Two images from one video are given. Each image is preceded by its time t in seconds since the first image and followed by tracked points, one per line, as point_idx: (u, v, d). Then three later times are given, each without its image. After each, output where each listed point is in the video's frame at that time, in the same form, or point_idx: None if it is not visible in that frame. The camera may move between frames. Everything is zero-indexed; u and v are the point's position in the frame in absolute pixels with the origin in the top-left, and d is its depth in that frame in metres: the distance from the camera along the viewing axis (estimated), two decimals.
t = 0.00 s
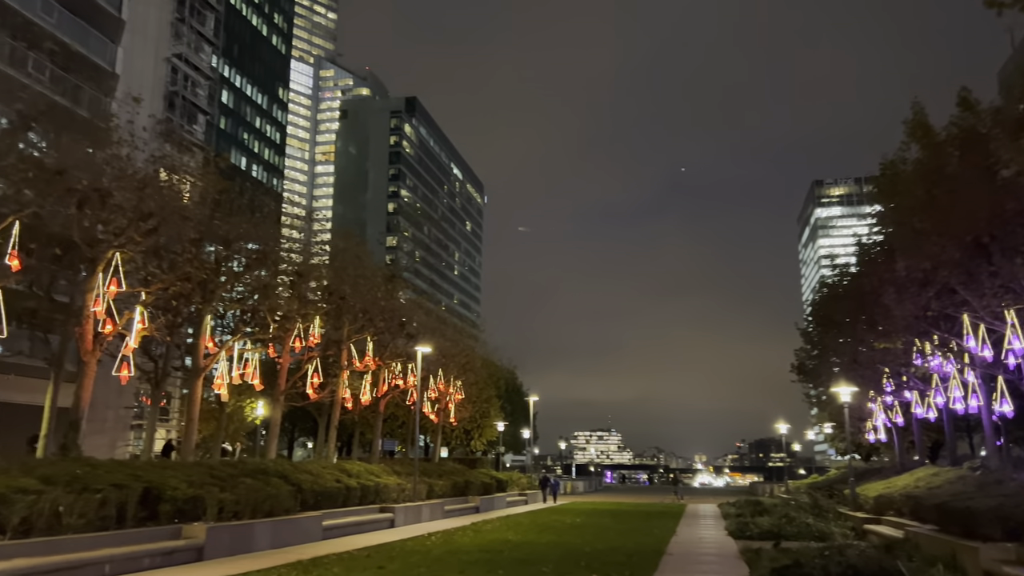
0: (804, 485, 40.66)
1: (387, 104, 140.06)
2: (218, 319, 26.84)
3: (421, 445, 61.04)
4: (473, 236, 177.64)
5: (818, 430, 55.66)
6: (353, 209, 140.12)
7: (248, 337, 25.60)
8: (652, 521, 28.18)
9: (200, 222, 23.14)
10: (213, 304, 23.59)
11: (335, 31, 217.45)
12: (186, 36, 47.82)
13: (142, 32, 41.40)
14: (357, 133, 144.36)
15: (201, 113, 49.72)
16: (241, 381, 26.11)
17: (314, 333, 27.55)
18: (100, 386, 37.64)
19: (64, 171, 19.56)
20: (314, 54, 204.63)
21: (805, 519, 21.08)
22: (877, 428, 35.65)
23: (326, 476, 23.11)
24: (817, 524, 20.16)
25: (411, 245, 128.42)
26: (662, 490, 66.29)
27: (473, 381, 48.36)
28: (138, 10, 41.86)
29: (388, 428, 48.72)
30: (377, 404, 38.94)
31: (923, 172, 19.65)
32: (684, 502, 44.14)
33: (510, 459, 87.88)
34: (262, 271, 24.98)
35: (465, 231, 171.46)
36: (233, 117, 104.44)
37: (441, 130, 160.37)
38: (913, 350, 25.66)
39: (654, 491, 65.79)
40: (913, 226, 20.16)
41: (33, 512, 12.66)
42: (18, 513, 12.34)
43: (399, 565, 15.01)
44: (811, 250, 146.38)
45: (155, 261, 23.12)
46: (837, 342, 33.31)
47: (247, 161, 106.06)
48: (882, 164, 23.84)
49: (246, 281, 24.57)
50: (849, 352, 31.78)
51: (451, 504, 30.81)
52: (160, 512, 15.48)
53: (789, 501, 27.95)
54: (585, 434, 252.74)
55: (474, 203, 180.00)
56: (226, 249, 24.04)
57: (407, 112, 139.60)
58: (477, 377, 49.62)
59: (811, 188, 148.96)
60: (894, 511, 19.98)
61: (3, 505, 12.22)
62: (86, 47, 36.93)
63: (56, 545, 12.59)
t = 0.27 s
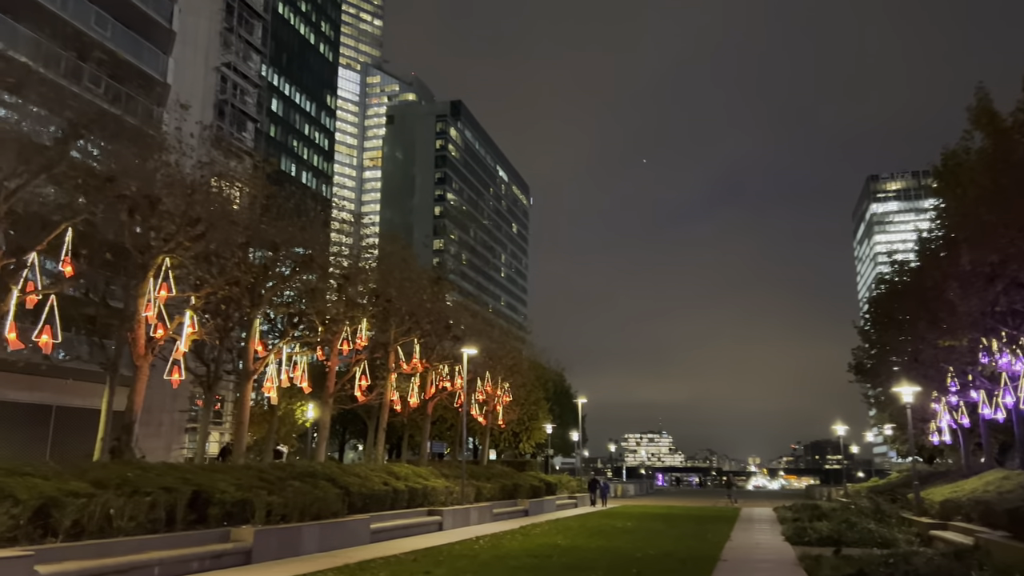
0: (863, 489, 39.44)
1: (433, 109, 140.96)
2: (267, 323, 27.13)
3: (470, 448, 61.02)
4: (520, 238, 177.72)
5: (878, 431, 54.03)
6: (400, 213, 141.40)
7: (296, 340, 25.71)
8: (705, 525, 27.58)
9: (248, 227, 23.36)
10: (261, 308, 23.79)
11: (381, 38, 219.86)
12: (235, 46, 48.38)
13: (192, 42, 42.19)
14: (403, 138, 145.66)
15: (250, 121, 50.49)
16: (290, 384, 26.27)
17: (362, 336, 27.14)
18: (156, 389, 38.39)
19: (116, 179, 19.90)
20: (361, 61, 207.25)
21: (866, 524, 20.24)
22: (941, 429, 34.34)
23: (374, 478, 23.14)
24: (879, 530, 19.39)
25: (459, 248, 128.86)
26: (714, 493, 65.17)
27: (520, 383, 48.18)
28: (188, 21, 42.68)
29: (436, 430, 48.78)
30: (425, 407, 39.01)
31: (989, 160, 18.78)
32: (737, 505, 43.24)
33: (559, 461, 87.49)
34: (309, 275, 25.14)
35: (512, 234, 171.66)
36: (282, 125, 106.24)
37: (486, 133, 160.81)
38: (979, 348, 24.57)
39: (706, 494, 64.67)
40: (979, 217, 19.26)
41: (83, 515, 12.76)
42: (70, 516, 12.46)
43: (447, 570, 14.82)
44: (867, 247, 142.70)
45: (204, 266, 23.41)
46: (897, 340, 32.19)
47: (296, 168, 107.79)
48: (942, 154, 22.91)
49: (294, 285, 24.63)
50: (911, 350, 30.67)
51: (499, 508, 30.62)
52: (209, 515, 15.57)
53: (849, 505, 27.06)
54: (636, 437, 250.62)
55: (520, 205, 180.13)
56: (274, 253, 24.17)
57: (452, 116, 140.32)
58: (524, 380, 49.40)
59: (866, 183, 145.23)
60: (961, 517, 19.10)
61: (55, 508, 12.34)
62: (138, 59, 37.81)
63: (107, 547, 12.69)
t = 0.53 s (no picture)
0: (918, 492, 38.19)
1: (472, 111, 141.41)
2: (307, 324, 27.27)
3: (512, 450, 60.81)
4: (560, 239, 177.25)
5: (932, 431, 52.38)
6: (441, 216, 142.05)
7: (336, 341, 25.77)
8: (752, 528, 26.94)
9: (287, 229, 23.47)
10: (301, 309, 23.92)
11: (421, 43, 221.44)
12: (275, 52, 48.59)
13: (233, 49, 42.80)
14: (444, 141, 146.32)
15: (291, 126, 51.04)
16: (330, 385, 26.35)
17: (401, 337, 27.24)
18: (202, 392, 38.97)
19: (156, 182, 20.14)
20: (401, 66, 208.86)
21: (921, 528, 19.44)
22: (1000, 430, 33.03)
23: (414, 479, 23.06)
24: (936, 534, 18.60)
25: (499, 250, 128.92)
26: (761, 496, 63.94)
27: (561, 384, 47.84)
28: (230, 28, 43.31)
29: (477, 432, 48.68)
30: (466, 408, 38.89)
31: None
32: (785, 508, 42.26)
33: (602, 463, 86.80)
34: (348, 276, 25.22)
35: (552, 235, 171.33)
36: (324, 130, 107.45)
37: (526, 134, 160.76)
38: None
39: (753, 496, 63.49)
40: None
41: (124, 515, 12.82)
42: (110, 516, 12.52)
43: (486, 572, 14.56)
44: (918, 243, 138.98)
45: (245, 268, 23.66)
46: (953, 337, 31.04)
47: (338, 173, 108.92)
48: (998, 141, 21.97)
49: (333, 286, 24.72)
50: (968, 347, 29.51)
51: (540, 509, 30.32)
52: (248, 515, 15.60)
53: (903, 508, 26.13)
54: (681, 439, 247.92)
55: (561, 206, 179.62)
56: (312, 255, 24.26)
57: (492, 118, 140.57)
58: (566, 380, 49.05)
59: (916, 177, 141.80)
60: None
61: (95, 507, 12.40)
62: (182, 66, 38.49)
63: (146, 547, 12.71)
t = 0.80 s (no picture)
0: (975, 497, 36.81)
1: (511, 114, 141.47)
2: (346, 328, 27.33)
3: (554, 453, 60.40)
4: (601, 241, 176.27)
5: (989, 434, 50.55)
6: (481, 220, 142.33)
7: (374, 344, 25.74)
8: (800, 534, 26.17)
9: (324, 233, 23.49)
10: (340, 313, 23.95)
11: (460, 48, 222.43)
12: (314, 58, 48.98)
13: (273, 57, 43.30)
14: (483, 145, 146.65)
15: (330, 131, 51.47)
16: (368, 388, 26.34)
17: (439, 340, 27.14)
18: (246, 396, 39.41)
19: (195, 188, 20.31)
20: (440, 71, 210.07)
21: (981, 534, 18.58)
22: None
23: (453, 483, 22.90)
24: (997, 541, 17.74)
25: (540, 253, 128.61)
26: (810, 501, 62.44)
27: (603, 387, 47.31)
28: (270, 36, 43.83)
29: (519, 435, 48.42)
30: (507, 411, 38.66)
31: None
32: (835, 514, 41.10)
33: (646, 467, 85.84)
34: (385, 279, 25.21)
35: (593, 237, 170.49)
36: (365, 136, 108.43)
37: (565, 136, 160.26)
38: None
39: (802, 501, 62.04)
40: None
41: (161, 518, 12.82)
42: (148, 519, 12.52)
43: None
44: (971, 240, 134.86)
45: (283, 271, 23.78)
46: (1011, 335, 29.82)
47: (379, 178, 109.76)
48: None
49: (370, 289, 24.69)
50: None
51: (582, 514, 29.89)
52: (286, 519, 15.55)
53: (960, 514, 25.12)
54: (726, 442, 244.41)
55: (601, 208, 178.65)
56: (350, 258, 24.25)
57: (531, 121, 140.49)
58: (608, 383, 48.53)
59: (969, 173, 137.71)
60: None
61: (134, 510, 12.42)
62: (223, 75, 39.02)
63: (183, 550, 12.69)
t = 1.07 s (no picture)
0: None
1: (549, 114, 141.14)
2: (385, 329, 27.39)
3: (596, 454, 59.91)
4: (641, 240, 175.05)
5: None
6: (521, 221, 142.28)
7: (412, 344, 25.68)
8: (851, 537, 25.39)
9: (360, 234, 23.49)
10: (378, 313, 23.95)
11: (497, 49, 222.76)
12: (351, 61, 48.97)
13: (311, 61, 43.68)
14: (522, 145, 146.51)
15: (368, 134, 51.76)
16: (407, 388, 26.30)
17: (477, 340, 27.02)
18: (289, 397, 39.76)
19: (233, 190, 20.46)
20: (478, 73, 210.80)
21: None
22: None
23: (492, 483, 22.74)
24: None
25: (580, 252, 128.00)
26: (860, 502, 60.88)
27: (644, 386, 46.73)
28: (308, 41, 44.22)
29: (560, 436, 48.10)
30: (547, 411, 38.39)
31: None
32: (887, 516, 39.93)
33: (690, 467, 84.74)
34: (423, 279, 25.17)
35: (633, 236, 169.27)
36: (404, 139, 109.13)
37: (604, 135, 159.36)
38: None
39: (851, 502, 60.54)
40: None
41: (198, 518, 12.83)
42: (185, 519, 12.53)
43: None
44: None
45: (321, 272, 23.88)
46: None
47: (418, 181, 110.29)
48: None
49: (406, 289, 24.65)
50: None
51: (624, 515, 29.47)
52: (323, 519, 15.51)
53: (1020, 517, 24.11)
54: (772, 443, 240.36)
55: (642, 207, 177.26)
56: (387, 258, 24.22)
57: (569, 120, 139.97)
58: (650, 382, 47.94)
59: None
60: None
61: (171, 510, 12.44)
62: (262, 80, 39.47)
63: (220, 550, 12.67)
